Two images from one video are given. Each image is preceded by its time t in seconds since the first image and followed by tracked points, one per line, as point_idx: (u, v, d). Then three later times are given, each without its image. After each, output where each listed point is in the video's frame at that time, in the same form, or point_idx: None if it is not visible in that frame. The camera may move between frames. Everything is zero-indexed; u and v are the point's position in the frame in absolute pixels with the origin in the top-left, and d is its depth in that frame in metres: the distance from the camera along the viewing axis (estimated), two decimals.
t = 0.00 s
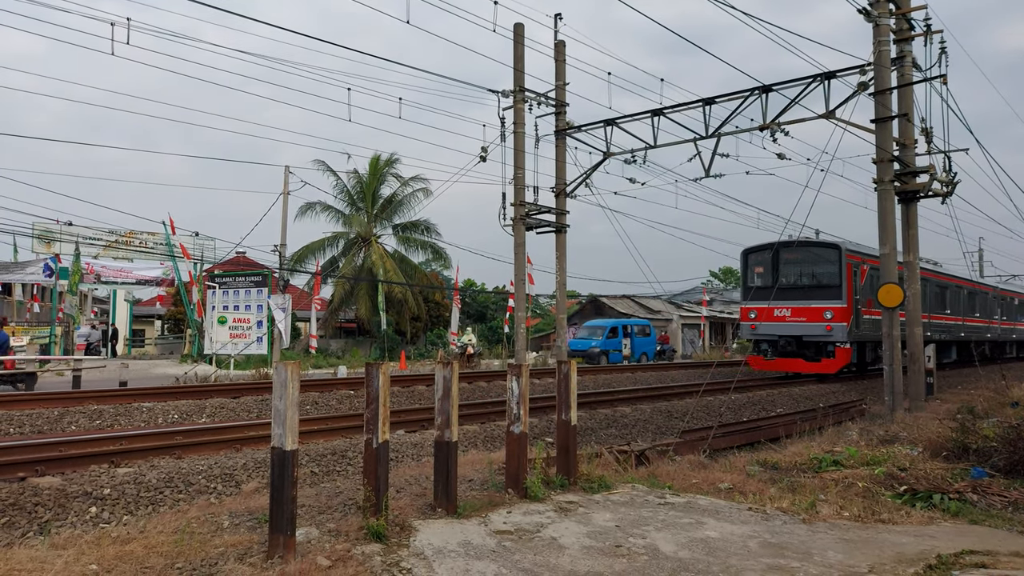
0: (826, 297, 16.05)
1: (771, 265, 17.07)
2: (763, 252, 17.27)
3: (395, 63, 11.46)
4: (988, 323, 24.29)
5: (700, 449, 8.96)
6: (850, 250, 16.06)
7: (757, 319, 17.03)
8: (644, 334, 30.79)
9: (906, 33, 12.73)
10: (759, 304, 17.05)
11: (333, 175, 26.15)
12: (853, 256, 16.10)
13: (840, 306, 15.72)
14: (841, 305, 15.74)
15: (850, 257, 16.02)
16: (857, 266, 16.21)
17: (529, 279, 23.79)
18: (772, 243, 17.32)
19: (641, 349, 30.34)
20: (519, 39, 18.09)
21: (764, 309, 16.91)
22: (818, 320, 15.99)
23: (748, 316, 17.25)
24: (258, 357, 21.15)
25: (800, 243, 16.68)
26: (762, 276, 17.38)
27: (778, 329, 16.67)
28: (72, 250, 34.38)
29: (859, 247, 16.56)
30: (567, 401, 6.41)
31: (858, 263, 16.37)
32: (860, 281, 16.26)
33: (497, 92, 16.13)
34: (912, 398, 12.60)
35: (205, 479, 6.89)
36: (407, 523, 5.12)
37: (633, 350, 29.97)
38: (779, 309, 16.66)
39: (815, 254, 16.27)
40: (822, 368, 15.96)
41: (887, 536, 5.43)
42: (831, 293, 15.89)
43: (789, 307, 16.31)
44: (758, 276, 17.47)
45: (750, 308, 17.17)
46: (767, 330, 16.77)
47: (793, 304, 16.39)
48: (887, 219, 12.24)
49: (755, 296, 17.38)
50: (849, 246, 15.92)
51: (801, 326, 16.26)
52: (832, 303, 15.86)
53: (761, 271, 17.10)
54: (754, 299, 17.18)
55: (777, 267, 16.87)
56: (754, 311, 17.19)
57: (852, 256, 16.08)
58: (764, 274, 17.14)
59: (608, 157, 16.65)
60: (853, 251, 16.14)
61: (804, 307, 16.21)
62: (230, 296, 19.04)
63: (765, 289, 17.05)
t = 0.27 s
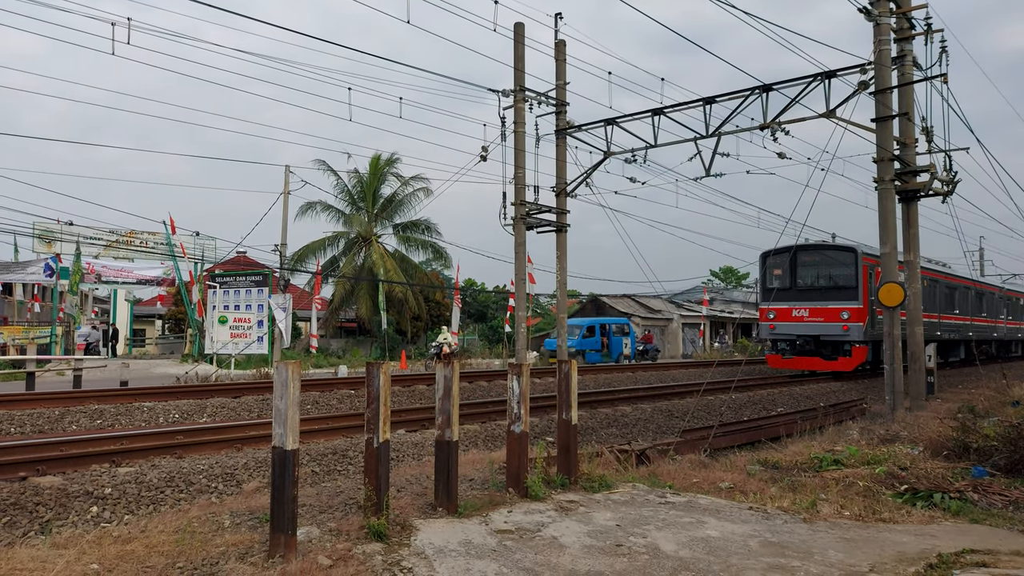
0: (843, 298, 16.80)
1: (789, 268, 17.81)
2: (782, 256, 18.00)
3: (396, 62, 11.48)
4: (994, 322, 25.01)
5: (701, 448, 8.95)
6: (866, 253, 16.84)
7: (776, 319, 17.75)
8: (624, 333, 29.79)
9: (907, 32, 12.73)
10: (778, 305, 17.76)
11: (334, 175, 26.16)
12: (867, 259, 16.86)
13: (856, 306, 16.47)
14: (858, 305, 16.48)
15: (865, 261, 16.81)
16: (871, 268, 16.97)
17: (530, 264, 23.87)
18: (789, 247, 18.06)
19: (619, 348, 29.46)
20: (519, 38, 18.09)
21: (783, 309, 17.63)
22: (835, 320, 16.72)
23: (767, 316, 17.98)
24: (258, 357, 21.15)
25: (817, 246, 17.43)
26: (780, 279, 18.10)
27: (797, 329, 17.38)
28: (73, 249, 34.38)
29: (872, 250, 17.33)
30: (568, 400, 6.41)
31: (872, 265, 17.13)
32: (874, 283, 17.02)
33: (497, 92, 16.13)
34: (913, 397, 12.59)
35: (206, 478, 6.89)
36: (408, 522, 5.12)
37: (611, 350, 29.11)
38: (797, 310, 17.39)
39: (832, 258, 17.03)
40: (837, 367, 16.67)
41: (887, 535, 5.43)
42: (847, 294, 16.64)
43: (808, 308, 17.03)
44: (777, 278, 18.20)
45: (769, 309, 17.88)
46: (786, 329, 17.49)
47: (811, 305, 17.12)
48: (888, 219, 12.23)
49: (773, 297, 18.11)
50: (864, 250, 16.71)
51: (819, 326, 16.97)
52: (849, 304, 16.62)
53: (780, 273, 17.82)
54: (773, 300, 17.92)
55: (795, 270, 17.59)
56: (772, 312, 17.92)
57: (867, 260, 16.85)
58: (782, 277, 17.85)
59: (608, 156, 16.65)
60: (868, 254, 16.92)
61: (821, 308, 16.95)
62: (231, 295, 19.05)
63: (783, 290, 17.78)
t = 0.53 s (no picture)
0: (858, 299, 17.31)
1: (805, 271, 18.31)
2: (798, 258, 18.50)
3: (397, 62, 11.50)
4: (1000, 322, 25.57)
5: (701, 448, 8.96)
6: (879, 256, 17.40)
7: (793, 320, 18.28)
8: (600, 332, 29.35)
9: (907, 32, 12.73)
10: (794, 306, 18.29)
11: (334, 174, 26.18)
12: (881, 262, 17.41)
13: (871, 307, 16.98)
14: (872, 306, 16.99)
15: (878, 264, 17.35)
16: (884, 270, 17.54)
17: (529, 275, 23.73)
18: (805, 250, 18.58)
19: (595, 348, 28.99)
20: (519, 38, 18.08)
21: (800, 310, 18.15)
22: (850, 321, 17.23)
23: (785, 316, 18.53)
24: (258, 356, 21.15)
25: (833, 250, 17.95)
26: (797, 281, 18.62)
27: (814, 329, 17.90)
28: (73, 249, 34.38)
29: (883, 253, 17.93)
30: (568, 400, 6.41)
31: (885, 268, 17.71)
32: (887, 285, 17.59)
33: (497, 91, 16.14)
34: (912, 397, 12.59)
35: (206, 478, 6.90)
36: (408, 522, 5.12)
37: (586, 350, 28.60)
38: (814, 311, 17.89)
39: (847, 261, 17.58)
40: (853, 365, 17.15)
41: (886, 535, 5.43)
42: (862, 296, 17.16)
43: (824, 309, 17.54)
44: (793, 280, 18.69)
45: (786, 310, 18.42)
46: (803, 329, 18.01)
47: (827, 306, 17.63)
48: (888, 218, 12.24)
49: (790, 299, 18.63)
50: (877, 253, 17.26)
51: (835, 326, 17.48)
52: (864, 305, 17.12)
53: (796, 276, 18.35)
54: (789, 301, 18.45)
55: (811, 272, 18.10)
56: (789, 313, 18.46)
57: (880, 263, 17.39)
58: (798, 279, 18.37)
59: (608, 156, 16.66)
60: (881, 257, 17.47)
61: (837, 308, 17.46)
62: (231, 295, 19.05)
63: (800, 292, 18.29)
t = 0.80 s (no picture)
0: (872, 300, 17.54)
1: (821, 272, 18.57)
2: (813, 260, 18.76)
3: (398, 61, 11.52)
4: (1004, 323, 26.04)
5: (701, 447, 8.96)
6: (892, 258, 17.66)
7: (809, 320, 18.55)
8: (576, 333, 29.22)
9: (907, 32, 12.73)
10: (809, 307, 18.55)
11: (334, 174, 26.16)
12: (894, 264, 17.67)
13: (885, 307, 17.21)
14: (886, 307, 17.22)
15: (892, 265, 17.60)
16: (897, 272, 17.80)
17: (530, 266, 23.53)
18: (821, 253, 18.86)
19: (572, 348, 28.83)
20: (519, 38, 18.07)
21: (815, 310, 18.42)
22: (865, 321, 17.46)
23: (800, 317, 18.81)
24: (258, 356, 21.15)
25: (847, 252, 18.21)
26: (812, 283, 18.87)
27: (829, 329, 18.15)
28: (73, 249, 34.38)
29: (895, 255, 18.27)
30: (568, 400, 6.41)
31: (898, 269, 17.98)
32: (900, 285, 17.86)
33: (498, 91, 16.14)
34: (912, 396, 12.58)
35: (206, 478, 6.90)
36: (408, 521, 5.13)
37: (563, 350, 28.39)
38: (829, 311, 18.15)
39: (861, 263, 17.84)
40: (867, 363, 17.38)
41: (886, 534, 5.44)
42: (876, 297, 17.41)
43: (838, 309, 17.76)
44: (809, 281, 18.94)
45: (802, 310, 18.69)
46: (819, 329, 18.27)
47: (842, 306, 17.88)
48: (888, 218, 12.23)
49: (805, 299, 18.90)
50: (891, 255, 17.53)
51: (850, 326, 17.71)
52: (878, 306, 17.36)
53: (811, 277, 18.63)
54: (805, 302, 18.71)
55: (827, 274, 18.35)
56: (805, 313, 18.74)
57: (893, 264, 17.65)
58: (813, 280, 18.64)
59: (608, 155, 16.65)
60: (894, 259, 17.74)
61: (852, 308, 17.70)
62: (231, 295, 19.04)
63: (815, 293, 18.54)
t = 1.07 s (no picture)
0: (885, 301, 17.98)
1: (835, 274, 19.07)
2: (828, 263, 19.22)
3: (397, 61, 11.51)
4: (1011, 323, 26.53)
5: (701, 447, 8.96)
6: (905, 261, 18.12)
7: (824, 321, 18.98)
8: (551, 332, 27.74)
9: (907, 31, 12.72)
10: (824, 308, 18.99)
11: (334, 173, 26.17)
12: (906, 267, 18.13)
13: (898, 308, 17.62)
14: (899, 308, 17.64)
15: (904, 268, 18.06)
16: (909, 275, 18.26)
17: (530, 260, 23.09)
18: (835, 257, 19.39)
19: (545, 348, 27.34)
20: (520, 38, 18.06)
21: (830, 311, 18.85)
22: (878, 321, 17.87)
23: (816, 318, 19.25)
24: (258, 356, 21.15)
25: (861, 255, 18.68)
26: (826, 285, 19.33)
27: (843, 329, 18.57)
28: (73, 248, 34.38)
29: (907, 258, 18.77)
30: (569, 400, 6.41)
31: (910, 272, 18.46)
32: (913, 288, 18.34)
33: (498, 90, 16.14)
34: (913, 396, 12.58)
35: (207, 477, 6.90)
36: (408, 521, 5.13)
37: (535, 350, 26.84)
38: (843, 311, 18.57)
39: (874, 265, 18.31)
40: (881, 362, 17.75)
41: (885, 534, 5.44)
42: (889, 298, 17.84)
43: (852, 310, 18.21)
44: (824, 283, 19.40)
45: (816, 311, 19.14)
46: (833, 329, 18.69)
47: (856, 307, 18.29)
48: (889, 218, 12.23)
49: (820, 301, 19.36)
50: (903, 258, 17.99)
51: (863, 326, 18.12)
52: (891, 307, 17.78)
53: (826, 279, 19.11)
54: (820, 303, 19.15)
55: (841, 276, 18.82)
56: (820, 314, 19.20)
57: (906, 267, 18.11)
58: (828, 282, 19.10)
59: (608, 155, 16.66)
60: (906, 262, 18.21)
61: (866, 309, 18.11)
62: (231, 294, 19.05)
63: (830, 295, 18.99)
